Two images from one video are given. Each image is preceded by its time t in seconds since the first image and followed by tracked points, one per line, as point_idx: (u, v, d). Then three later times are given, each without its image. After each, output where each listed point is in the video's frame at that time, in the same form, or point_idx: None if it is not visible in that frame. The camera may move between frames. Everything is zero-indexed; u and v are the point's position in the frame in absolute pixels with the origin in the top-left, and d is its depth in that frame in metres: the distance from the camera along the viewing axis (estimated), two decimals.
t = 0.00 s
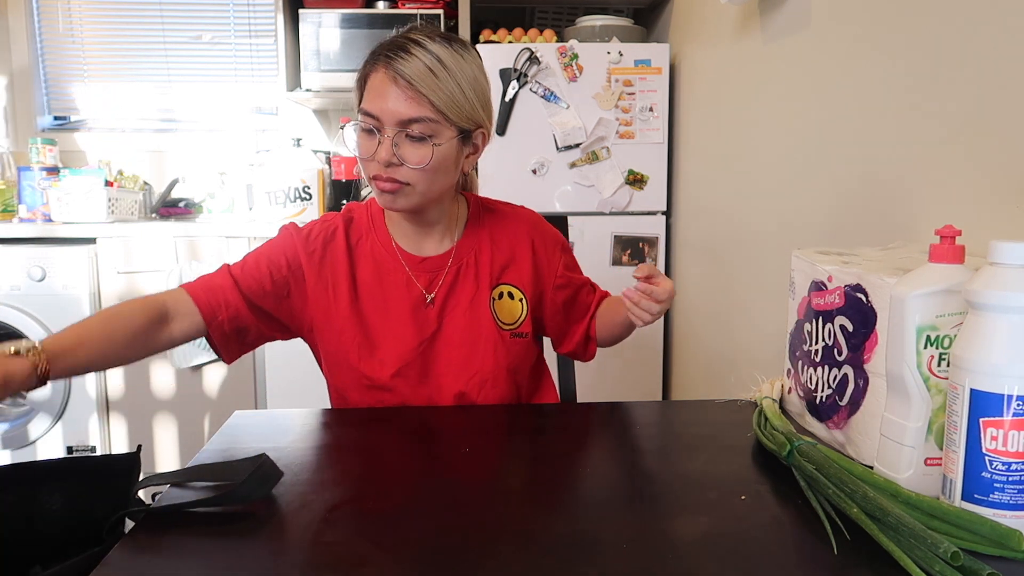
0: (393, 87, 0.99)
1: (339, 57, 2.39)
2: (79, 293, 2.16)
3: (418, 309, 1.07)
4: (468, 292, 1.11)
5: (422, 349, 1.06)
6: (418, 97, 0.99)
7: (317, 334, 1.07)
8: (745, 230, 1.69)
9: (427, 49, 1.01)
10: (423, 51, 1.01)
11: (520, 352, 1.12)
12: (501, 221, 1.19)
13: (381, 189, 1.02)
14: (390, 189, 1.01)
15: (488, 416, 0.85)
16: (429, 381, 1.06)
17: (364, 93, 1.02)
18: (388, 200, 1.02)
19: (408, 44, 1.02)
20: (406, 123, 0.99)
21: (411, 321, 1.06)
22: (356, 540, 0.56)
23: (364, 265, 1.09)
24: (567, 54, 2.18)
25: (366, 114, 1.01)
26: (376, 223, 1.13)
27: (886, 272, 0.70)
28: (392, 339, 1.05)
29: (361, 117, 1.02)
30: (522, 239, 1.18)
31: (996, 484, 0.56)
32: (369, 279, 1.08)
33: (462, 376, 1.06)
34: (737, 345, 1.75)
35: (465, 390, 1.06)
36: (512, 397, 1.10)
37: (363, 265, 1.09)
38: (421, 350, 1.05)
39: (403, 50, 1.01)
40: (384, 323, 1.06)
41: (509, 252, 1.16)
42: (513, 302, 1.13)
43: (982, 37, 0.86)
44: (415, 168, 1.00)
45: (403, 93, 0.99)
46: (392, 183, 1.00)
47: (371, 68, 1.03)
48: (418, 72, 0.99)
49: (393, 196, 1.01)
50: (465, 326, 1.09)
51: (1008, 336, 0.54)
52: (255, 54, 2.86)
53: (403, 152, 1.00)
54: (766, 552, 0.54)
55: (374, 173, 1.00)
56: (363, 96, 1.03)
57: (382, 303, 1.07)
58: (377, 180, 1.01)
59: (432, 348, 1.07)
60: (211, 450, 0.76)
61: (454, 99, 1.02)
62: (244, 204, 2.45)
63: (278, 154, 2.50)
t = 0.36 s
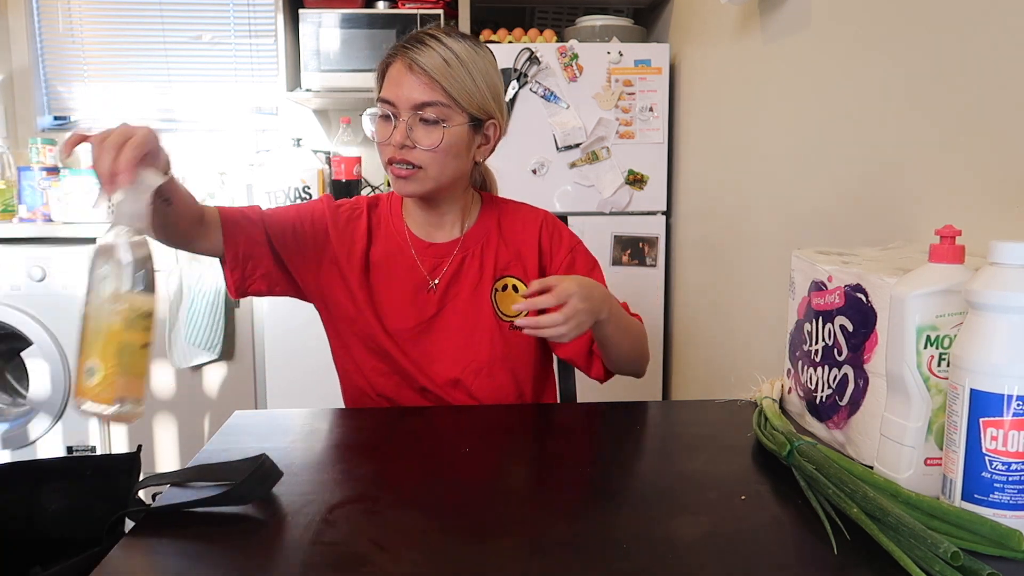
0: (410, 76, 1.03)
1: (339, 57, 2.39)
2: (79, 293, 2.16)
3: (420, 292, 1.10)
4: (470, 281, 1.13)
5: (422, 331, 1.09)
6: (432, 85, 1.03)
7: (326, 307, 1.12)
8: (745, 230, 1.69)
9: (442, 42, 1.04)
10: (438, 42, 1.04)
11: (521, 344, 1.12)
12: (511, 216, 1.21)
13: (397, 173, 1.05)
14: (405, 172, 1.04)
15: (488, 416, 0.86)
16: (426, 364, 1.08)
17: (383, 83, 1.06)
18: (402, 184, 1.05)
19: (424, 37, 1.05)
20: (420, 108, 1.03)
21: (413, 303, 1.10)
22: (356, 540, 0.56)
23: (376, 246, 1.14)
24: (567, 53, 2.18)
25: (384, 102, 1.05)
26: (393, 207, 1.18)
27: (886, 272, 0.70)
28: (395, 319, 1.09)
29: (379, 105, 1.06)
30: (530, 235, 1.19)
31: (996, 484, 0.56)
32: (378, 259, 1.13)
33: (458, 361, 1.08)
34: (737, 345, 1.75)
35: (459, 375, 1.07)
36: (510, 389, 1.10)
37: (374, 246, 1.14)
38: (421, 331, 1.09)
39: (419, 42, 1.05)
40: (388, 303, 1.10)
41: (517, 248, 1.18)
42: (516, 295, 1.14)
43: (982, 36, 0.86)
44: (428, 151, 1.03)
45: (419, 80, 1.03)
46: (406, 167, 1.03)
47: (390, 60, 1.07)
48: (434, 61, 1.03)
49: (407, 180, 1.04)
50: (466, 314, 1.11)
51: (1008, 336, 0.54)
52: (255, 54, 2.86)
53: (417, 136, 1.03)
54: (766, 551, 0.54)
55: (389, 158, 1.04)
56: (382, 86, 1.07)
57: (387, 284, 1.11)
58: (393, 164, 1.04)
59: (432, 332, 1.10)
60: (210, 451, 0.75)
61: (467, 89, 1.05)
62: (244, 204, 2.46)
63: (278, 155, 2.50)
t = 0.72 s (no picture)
0: (493, 82, 1.09)
1: (339, 57, 2.39)
2: (79, 293, 2.16)
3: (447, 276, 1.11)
4: (493, 268, 1.14)
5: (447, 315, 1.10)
6: (505, 89, 1.09)
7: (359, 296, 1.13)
8: (745, 230, 1.69)
9: (499, 54, 1.12)
10: (496, 55, 1.11)
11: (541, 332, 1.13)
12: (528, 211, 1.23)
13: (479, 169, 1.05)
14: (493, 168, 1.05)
15: (489, 416, 0.86)
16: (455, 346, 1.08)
17: (456, 85, 1.09)
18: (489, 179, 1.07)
19: (480, 49, 1.12)
20: (501, 108, 1.07)
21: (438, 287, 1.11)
22: (356, 540, 0.56)
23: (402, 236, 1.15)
24: (567, 54, 2.18)
25: (461, 104, 1.06)
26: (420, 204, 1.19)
27: (886, 272, 0.70)
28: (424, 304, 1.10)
29: (451, 108, 1.07)
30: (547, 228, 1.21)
31: (996, 484, 0.56)
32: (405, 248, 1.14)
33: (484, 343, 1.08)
34: (737, 345, 1.75)
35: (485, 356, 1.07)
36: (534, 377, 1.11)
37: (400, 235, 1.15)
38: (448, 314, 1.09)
39: (479, 53, 1.11)
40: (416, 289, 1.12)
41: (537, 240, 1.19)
42: (534, 283, 1.16)
43: (982, 37, 0.86)
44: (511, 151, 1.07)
45: (502, 87, 1.09)
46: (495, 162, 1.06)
47: (452, 68, 1.10)
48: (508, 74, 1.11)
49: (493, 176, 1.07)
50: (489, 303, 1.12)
51: (1008, 336, 0.54)
52: (255, 54, 2.86)
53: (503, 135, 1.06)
54: (766, 551, 0.54)
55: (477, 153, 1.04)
56: (455, 88, 1.09)
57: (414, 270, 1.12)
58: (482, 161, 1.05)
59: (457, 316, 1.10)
60: (210, 451, 0.75)
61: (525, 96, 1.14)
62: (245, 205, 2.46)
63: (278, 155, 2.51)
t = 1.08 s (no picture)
0: (523, 89, 1.11)
1: (339, 57, 2.39)
2: (79, 293, 2.16)
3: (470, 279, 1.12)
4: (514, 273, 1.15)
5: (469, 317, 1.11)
6: (534, 97, 1.12)
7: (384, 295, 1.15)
8: (745, 230, 1.69)
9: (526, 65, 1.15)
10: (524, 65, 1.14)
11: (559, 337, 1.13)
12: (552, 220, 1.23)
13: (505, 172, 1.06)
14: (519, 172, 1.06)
15: (490, 416, 0.86)
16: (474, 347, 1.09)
17: (486, 89, 1.10)
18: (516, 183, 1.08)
19: (509, 58, 1.14)
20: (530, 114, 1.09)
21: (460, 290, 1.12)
22: (356, 540, 0.56)
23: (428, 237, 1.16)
24: (567, 54, 2.19)
25: (491, 108, 1.08)
26: (444, 207, 1.21)
27: (886, 272, 0.70)
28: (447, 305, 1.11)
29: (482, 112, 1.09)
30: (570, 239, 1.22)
31: (996, 484, 0.56)
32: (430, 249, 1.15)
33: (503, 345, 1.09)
34: (738, 344, 1.75)
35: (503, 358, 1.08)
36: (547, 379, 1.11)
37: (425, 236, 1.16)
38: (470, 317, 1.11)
39: (508, 61, 1.14)
40: (439, 290, 1.13)
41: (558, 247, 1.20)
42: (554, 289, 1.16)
43: (982, 37, 0.86)
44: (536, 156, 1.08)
45: (530, 95, 1.11)
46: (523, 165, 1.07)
47: (481, 73, 1.12)
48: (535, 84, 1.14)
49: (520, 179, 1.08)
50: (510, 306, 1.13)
51: (1008, 336, 0.54)
52: (255, 54, 2.86)
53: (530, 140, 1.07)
54: (766, 551, 0.54)
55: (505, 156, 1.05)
56: (485, 93, 1.10)
57: (438, 272, 1.13)
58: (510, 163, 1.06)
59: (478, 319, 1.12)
60: (210, 451, 0.75)
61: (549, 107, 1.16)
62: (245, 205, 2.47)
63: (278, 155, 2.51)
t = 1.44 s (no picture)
0: (530, 84, 1.11)
1: (339, 57, 2.39)
2: (79, 293, 2.16)
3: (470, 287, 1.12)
4: (515, 279, 1.14)
5: (468, 326, 1.11)
6: (540, 93, 1.12)
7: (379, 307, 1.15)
8: (745, 229, 1.69)
9: (533, 61, 1.15)
10: (531, 61, 1.15)
11: (561, 341, 1.13)
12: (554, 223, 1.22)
13: (512, 171, 1.08)
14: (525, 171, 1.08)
15: (491, 416, 0.86)
16: (474, 357, 1.12)
17: (491, 84, 1.11)
18: (519, 184, 1.09)
19: (515, 54, 1.15)
20: (536, 112, 1.10)
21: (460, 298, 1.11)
22: (356, 539, 0.56)
23: (423, 245, 1.15)
24: (567, 54, 2.19)
25: (498, 105, 1.08)
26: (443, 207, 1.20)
27: (886, 272, 0.70)
28: (446, 314, 1.11)
29: (488, 109, 1.09)
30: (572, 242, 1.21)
31: (996, 484, 0.56)
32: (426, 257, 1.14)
33: (503, 354, 1.11)
34: (738, 345, 1.75)
35: (502, 366, 1.10)
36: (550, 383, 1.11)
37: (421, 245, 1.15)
38: (469, 326, 1.11)
39: (515, 58, 1.14)
40: (438, 302, 1.12)
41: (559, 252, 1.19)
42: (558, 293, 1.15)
43: (982, 36, 0.86)
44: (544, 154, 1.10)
45: (537, 90, 1.12)
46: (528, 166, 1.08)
47: (488, 69, 1.12)
48: (541, 79, 1.14)
49: (524, 180, 1.09)
50: (511, 311, 1.13)
51: (1007, 336, 0.54)
52: (255, 54, 2.86)
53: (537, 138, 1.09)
54: (767, 552, 0.54)
55: (512, 154, 1.07)
56: (490, 88, 1.11)
57: (436, 281, 1.13)
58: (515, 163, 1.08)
59: (478, 328, 1.12)
60: (210, 451, 0.75)
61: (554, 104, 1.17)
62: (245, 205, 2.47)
63: (278, 156, 2.52)
